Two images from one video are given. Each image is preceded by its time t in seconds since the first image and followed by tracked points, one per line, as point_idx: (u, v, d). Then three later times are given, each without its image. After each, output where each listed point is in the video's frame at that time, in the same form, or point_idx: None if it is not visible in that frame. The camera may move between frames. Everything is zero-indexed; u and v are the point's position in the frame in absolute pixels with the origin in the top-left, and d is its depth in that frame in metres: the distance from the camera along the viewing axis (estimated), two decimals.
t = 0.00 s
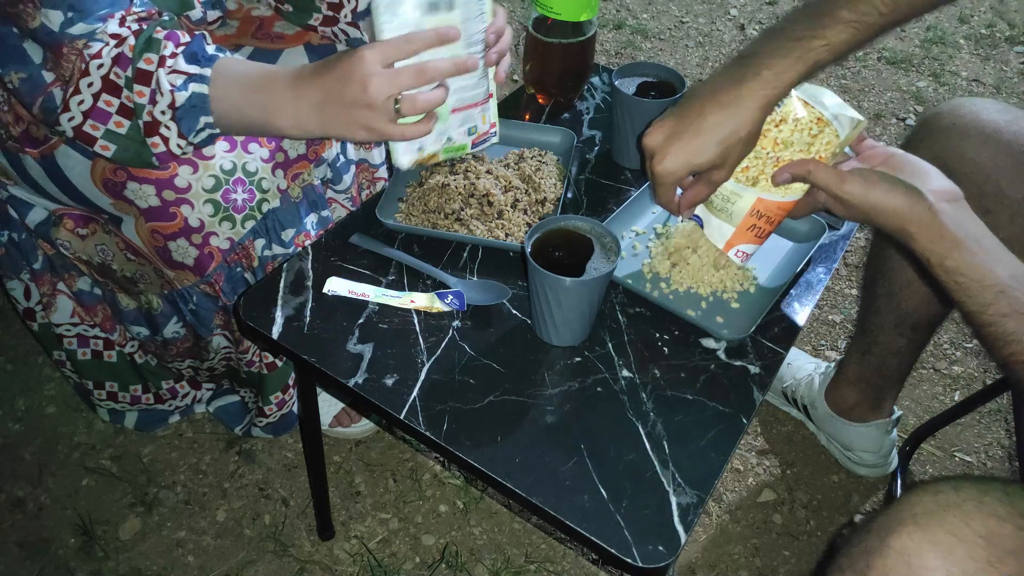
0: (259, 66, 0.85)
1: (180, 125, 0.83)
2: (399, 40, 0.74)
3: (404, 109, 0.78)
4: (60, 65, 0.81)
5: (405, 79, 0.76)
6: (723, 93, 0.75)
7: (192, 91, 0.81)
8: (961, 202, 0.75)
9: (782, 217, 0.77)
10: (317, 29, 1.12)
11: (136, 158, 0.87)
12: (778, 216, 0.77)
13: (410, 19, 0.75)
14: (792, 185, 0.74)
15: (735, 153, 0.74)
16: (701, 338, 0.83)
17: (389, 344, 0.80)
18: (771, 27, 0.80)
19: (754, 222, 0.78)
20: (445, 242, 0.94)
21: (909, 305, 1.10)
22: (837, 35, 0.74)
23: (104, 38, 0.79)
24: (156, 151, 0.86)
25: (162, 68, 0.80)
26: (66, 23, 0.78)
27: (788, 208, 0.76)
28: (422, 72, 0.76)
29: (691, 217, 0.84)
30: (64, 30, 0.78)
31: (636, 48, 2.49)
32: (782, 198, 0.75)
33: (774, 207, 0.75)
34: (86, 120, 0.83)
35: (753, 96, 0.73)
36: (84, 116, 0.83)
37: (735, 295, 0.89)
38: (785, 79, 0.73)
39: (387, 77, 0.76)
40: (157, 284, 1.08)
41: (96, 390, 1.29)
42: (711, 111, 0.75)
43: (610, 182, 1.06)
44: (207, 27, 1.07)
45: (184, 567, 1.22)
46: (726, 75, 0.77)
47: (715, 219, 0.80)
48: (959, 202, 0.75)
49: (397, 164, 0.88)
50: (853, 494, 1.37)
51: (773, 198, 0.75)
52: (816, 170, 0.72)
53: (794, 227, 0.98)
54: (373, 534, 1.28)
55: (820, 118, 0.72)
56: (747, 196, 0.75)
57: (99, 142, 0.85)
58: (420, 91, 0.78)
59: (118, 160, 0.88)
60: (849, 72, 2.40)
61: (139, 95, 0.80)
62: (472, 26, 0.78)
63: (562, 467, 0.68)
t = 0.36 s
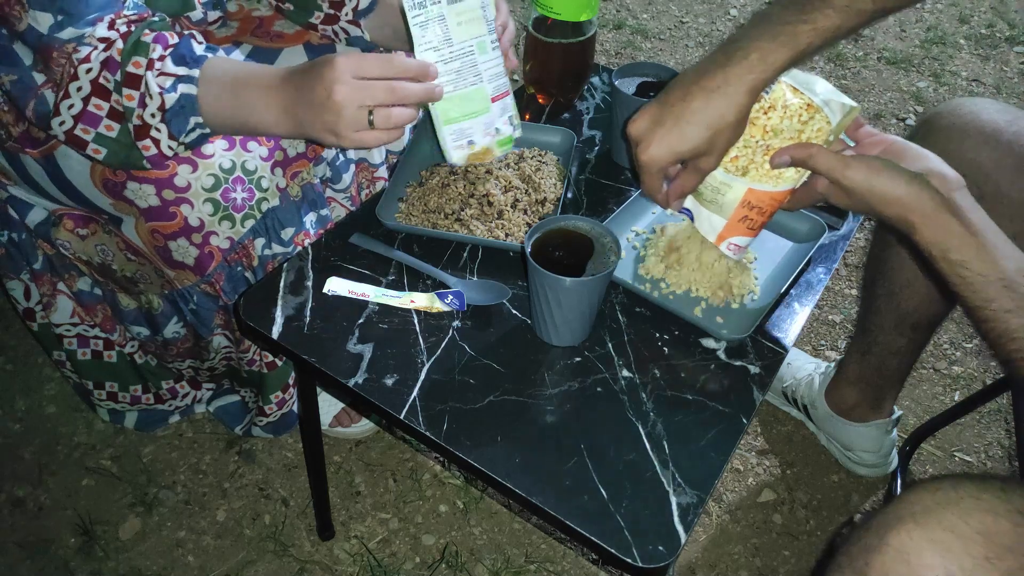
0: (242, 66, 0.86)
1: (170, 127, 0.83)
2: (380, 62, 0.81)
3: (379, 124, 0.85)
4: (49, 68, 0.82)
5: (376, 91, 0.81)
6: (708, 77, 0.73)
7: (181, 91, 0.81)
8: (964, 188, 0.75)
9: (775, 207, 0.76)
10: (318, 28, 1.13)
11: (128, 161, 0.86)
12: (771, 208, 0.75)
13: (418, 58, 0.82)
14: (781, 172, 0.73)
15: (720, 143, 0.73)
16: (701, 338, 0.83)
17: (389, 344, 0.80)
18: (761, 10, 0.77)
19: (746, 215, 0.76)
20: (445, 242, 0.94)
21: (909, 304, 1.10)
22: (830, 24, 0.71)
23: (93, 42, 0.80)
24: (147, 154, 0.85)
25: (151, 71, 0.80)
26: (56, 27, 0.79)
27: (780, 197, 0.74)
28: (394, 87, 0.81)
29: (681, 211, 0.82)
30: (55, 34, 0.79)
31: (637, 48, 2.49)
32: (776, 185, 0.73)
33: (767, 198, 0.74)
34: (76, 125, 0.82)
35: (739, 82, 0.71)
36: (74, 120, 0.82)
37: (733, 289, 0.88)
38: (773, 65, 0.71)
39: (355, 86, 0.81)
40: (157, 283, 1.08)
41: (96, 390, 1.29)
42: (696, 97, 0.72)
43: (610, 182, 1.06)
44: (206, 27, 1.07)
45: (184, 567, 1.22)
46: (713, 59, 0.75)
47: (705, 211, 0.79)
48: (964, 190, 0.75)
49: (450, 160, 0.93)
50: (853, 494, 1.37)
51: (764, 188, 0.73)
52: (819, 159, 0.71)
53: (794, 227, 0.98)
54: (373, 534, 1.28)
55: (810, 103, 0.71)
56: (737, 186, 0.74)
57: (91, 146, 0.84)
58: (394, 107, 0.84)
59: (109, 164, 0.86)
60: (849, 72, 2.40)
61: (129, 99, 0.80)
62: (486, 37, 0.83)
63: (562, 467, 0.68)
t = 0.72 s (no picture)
0: (253, 60, 0.86)
1: (178, 120, 0.83)
2: (378, 60, 0.82)
3: (371, 116, 0.83)
4: (53, 66, 0.81)
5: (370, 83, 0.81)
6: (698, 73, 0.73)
7: (190, 85, 0.82)
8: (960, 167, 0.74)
9: (773, 198, 0.76)
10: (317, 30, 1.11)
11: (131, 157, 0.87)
12: (769, 200, 0.76)
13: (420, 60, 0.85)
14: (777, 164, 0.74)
15: (716, 137, 0.73)
16: (701, 338, 0.83)
17: (389, 344, 0.80)
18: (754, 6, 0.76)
19: (744, 207, 0.77)
20: (445, 242, 0.94)
21: (909, 304, 1.10)
22: (830, 24, 0.71)
23: (97, 39, 0.80)
24: (154, 148, 0.87)
25: (159, 65, 0.80)
26: (59, 24, 0.78)
27: (777, 187, 0.75)
28: (388, 78, 0.80)
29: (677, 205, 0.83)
30: (57, 32, 0.78)
31: (636, 48, 2.49)
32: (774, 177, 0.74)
33: (765, 190, 0.75)
34: (79, 121, 0.82)
35: (737, 80, 0.71)
36: (77, 117, 0.82)
37: (730, 285, 0.88)
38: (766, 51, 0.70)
39: (349, 74, 0.80)
40: (157, 284, 1.08)
41: (95, 391, 1.29)
42: (689, 93, 0.72)
43: (610, 182, 1.06)
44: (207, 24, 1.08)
45: (184, 567, 1.22)
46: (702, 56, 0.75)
47: (704, 206, 0.80)
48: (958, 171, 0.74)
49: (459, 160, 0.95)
50: (853, 494, 1.37)
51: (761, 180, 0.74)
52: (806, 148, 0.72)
53: (794, 227, 0.98)
54: (373, 534, 1.28)
55: (802, 96, 0.73)
56: (733, 178, 0.74)
57: (93, 142, 0.84)
58: (387, 98, 0.82)
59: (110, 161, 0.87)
60: (849, 72, 2.40)
61: (136, 93, 0.80)
62: (487, 36, 0.88)
63: (562, 467, 0.68)
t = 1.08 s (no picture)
0: (259, 56, 0.87)
1: (181, 113, 0.83)
2: (381, 57, 0.81)
3: (364, 111, 0.84)
4: (59, 61, 0.80)
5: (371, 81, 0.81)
6: (690, 71, 0.72)
7: (196, 78, 0.82)
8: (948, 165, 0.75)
9: (775, 190, 0.76)
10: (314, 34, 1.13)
11: (133, 151, 0.87)
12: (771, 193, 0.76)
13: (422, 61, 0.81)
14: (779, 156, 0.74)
15: (713, 132, 0.73)
16: (701, 338, 0.83)
17: (389, 344, 0.80)
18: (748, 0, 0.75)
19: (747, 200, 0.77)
20: (445, 242, 0.94)
21: (909, 304, 1.10)
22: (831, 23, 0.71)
23: (104, 32, 0.79)
24: (157, 141, 0.86)
25: (166, 57, 0.80)
26: (66, 20, 0.78)
27: (778, 180, 0.74)
28: (388, 76, 0.80)
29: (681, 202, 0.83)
30: (65, 27, 0.78)
31: (636, 49, 2.49)
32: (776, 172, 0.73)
33: (766, 183, 0.74)
34: (84, 114, 0.82)
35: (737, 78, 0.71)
36: (82, 110, 0.82)
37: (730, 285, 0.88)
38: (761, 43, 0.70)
39: (350, 73, 0.81)
40: (157, 284, 1.08)
41: (96, 390, 1.29)
42: (680, 93, 0.72)
43: (611, 182, 1.06)
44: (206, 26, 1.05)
45: (184, 567, 1.22)
46: (694, 53, 0.74)
47: (705, 201, 0.80)
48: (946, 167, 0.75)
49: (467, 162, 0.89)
50: (853, 494, 1.37)
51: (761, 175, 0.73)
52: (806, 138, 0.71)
53: (794, 227, 0.98)
54: (373, 534, 1.28)
55: (799, 89, 0.73)
56: (733, 174, 0.74)
57: (97, 136, 0.84)
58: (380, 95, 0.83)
59: (114, 156, 0.87)
60: (850, 72, 2.40)
61: (142, 86, 0.80)
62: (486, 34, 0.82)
63: (562, 467, 0.68)
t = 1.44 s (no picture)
0: (251, 58, 0.86)
1: (173, 118, 0.82)
2: (371, 64, 0.81)
3: (347, 117, 0.82)
4: (54, 65, 0.81)
5: (357, 85, 0.80)
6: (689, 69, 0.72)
7: (187, 83, 0.81)
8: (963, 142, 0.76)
9: (780, 175, 0.75)
10: (315, 31, 1.12)
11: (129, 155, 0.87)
12: (775, 177, 0.75)
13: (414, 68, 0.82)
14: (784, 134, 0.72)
15: (710, 111, 0.71)
16: (701, 338, 0.83)
17: (389, 344, 0.80)
18: None
19: (751, 182, 0.75)
20: (445, 243, 0.94)
21: (909, 304, 1.10)
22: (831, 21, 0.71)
23: (98, 36, 0.79)
24: (150, 147, 0.85)
25: (157, 62, 0.80)
26: (61, 23, 0.78)
27: (785, 161, 0.73)
28: (372, 82, 0.80)
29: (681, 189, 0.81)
30: (59, 30, 0.78)
31: (636, 49, 2.49)
32: (780, 151, 0.72)
33: (770, 166, 0.73)
34: (79, 119, 0.82)
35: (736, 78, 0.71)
36: (77, 115, 0.82)
37: (729, 285, 0.88)
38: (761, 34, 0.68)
39: (338, 78, 0.80)
40: (157, 284, 1.08)
41: (96, 390, 1.29)
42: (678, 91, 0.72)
43: (611, 182, 1.06)
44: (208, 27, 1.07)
45: (184, 567, 1.22)
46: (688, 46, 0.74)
47: (707, 184, 0.78)
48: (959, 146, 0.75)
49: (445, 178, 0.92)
50: (853, 495, 1.37)
51: (765, 155, 0.73)
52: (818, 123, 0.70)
53: (794, 227, 0.98)
54: (373, 534, 1.28)
55: (799, 66, 0.72)
56: (736, 156, 0.74)
57: (93, 140, 0.84)
58: (365, 103, 0.81)
59: (111, 160, 0.87)
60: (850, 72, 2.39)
61: (134, 91, 0.80)
62: (477, 55, 0.86)
63: (562, 467, 0.68)
